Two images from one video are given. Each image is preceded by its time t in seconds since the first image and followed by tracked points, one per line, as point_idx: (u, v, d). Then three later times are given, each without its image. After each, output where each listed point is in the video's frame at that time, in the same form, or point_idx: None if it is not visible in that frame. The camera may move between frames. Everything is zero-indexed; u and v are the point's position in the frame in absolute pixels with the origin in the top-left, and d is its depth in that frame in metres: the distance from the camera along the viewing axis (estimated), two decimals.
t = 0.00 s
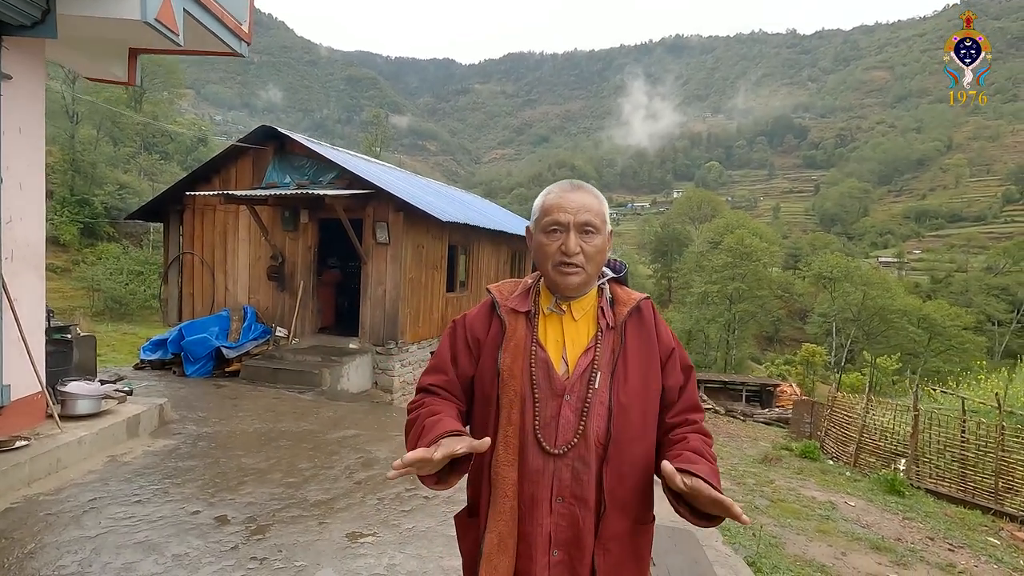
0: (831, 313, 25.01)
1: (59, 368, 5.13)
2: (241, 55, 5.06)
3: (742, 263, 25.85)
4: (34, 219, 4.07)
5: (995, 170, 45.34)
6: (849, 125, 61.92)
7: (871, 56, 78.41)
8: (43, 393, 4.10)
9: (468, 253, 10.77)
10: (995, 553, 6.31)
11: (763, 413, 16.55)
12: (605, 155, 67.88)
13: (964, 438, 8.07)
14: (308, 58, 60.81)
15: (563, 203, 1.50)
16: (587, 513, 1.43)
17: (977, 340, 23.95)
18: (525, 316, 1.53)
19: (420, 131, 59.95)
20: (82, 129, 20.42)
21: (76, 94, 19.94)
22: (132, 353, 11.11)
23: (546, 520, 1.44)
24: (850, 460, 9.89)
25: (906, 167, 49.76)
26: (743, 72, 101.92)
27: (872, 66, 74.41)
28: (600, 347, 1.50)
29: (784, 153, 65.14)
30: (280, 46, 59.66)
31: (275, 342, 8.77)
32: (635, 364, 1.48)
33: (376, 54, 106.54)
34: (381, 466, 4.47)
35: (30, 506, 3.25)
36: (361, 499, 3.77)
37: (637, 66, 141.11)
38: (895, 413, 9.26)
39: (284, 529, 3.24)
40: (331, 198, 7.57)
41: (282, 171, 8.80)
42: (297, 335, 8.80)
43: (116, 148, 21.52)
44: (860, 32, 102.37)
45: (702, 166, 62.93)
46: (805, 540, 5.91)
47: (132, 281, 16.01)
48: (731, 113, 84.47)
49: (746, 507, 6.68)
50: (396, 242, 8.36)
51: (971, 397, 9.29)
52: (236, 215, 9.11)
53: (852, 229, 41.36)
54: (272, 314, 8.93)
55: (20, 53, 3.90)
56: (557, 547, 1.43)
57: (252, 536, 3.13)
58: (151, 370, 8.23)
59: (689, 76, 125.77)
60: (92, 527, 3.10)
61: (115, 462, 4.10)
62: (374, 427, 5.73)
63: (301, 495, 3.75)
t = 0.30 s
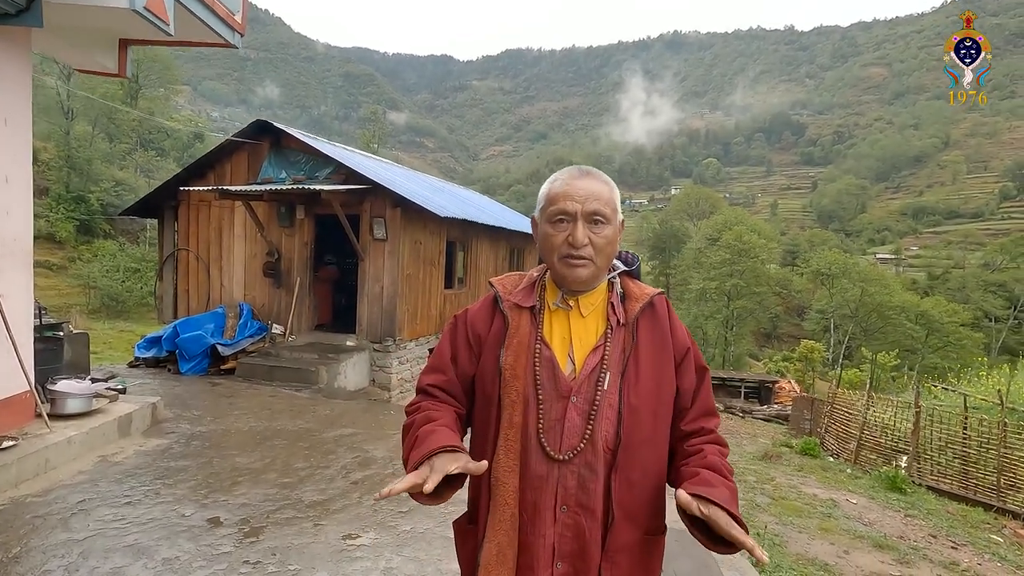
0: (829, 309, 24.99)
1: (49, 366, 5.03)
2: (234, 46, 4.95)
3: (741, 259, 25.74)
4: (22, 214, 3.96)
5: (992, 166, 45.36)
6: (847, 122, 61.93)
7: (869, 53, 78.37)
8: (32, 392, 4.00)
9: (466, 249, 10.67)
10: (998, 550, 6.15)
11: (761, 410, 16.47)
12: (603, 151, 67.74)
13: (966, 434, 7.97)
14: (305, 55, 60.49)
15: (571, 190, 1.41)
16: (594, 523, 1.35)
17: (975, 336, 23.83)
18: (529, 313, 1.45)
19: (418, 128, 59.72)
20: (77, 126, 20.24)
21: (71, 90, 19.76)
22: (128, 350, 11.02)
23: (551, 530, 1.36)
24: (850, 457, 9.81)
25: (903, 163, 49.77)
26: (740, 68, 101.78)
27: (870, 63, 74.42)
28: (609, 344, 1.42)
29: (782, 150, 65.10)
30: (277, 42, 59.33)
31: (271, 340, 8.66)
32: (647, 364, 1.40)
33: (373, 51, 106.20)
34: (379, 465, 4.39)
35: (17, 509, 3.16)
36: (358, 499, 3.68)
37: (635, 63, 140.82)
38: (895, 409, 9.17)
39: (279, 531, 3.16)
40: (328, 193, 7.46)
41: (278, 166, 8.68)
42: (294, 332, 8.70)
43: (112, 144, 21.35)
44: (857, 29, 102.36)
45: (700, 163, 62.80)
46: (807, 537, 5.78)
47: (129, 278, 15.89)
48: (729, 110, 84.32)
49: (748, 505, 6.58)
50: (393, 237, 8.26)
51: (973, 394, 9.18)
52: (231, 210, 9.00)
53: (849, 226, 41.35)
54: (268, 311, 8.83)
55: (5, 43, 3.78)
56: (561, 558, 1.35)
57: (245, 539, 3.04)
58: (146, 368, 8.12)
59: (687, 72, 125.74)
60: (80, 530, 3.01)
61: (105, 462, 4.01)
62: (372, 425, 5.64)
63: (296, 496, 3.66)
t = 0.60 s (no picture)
0: (827, 305, 24.94)
1: (41, 362, 4.96)
2: (228, 38, 4.88)
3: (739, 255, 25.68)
4: (10, 208, 3.89)
5: (989, 163, 45.31)
6: (844, 119, 61.94)
7: (867, 50, 78.35)
8: (22, 388, 3.92)
9: (464, 245, 10.63)
10: (998, 545, 6.09)
11: (760, 406, 16.43)
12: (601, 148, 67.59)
13: (965, 430, 7.90)
14: (302, 51, 60.19)
15: (577, 173, 1.35)
16: (598, 521, 1.30)
17: (972, 332, 23.79)
18: (530, 301, 1.39)
19: (415, 125, 59.51)
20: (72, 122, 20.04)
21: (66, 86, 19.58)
22: (124, 347, 10.93)
23: (553, 529, 1.31)
24: (849, 453, 9.77)
25: (901, 160, 49.77)
26: (738, 65, 101.67)
27: (867, 59, 74.39)
28: (615, 334, 1.36)
29: (779, 147, 65.05)
30: (274, 38, 59.03)
31: (268, 336, 8.59)
32: (655, 356, 1.35)
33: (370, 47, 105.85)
34: (375, 462, 4.33)
35: (6, 507, 3.10)
36: (354, 497, 3.63)
37: (633, 59, 140.67)
38: (895, 405, 9.12)
39: (273, 529, 3.10)
40: (324, 188, 7.37)
41: (274, 161, 8.60)
42: (290, 328, 8.64)
43: (108, 140, 21.18)
44: (855, 25, 102.27)
45: (698, 159, 62.71)
46: (807, 534, 5.70)
47: (125, 275, 15.79)
48: (726, 107, 84.23)
49: (748, 500, 6.51)
50: (391, 233, 8.19)
51: (972, 390, 9.12)
52: (226, 206, 8.91)
53: (847, 222, 41.32)
54: (264, 306, 8.76)
55: None
56: (563, 559, 1.30)
57: (238, 537, 2.99)
58: (141, 365, 8.05)
59: (685, 69, 125.60)
60: (70, 529, 2.94)
61: (97, 460, 3.95)
62: (369, 422, 5.58)
63: (291, 493, 3.61)
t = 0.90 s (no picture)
0: (824, 302, 24.92)
1: (35, 361, 4.92)
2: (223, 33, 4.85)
3: (736, 252, 25.67)
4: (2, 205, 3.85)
5: (986, 160, 45.36)
6: (842, 115, 61.97)
7: (865, 47, 78.35)
8: (15, 387, 3.90)
9: (462, 241, 10.61)
10: (995, 542, 6.08)
11: (757, 403, 16.46)
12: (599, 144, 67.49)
13: (962, 427, 7.88)
14: (299, 47, 60.00)
15: (571, 168, 1.33)
16: (594, 526, 1.28)
17: (968, 328, 23.79)
18: (524, 300, 1.38)
19: (413, 122, 59.36)
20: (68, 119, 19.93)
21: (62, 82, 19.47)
22: (120, 345, 10.89)
23: (548, 533, 1.30)
24: (846, 450, 9.78)
25: (898, 157, 49.82)
26: (736, 62, 101.58)
27: (865, 56, 74.41)
28: (610, 334, 1.34)
29: (777, 143, 65.07)
30: (271, 34, 58.81)
31: (265, 334, 8.55)
32: (651, 356, 1.33)
33: (368, 44, 105.57)
34: (372, 461, 4.31)
35: None
36: (351, 495, 3.61)
37: (631, 56, 140.65)
38: (892, 402, 9.11)
39: (268, 528, 3.08)
40: (320, 185, 7.33)
41: (270, 158, 8.56)
42: (287, 326, 8.60)
43: (104, 137, 21.08)
44: (853, 22, 102.34)
45: (696, 156, 62.68)
46: (804, 531, 5.68)
47: (122, 273, 15.75)
48: (724, 104, 84.23)
49: (745, 498, 6.49)
50: (387, 230, 8.16)
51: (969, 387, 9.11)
52: (222, 203, 8.86)
53: (844, 219, 41.38)
54: (261, 304, 8.72)
55: None
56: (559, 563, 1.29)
57: (233, 537, 2.97)
58: (137, 363, 8.03)
59: (683, 65, 125.58)
60: (63, 530, 2.92)
61: (92, 459, 3.92)
62: (365, 420, 5.57)
63: (287, 492, 3.59)
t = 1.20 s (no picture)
0: (822, 299, 24.95)
1: (31, 360, 4.91)
2: (220, 29, 4.82)
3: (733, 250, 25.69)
4: None
5: (983, 157, 45.48)
6: (840, 113, 62.05)
7: (863, 44, 78.43)
8: (11, 384, 3.88)
9: (461, 238, 10.60)
10: (992, 537, 6.09)
11: (755, 399, 16.46)
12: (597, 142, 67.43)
13: (959, 424, 7.90)
14: (297, 44, 59.82)
15: (568, 160, 1.32)
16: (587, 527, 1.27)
17: (966, 325, 23.82)
18: (522, 296, 1.38)
19: (411, 119, 59.25)
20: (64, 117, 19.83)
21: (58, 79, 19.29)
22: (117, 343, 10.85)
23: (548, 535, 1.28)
24: (844, 447, 9.78)
25: (896, 154, 49.93)
26: (734, 59, 101.69)
27: (863, 54, 74.49)
28: (610, 329, 1.33)
29: (775, 141, 65.12)
30: (268, 31, 58.63)
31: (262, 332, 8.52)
32: (649, 353, 1.32)
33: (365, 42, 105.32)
34: (370, 458, 4.31)
35: None
36: (349, 493, 3.60)
37: (629, 54, 140.45)
38: (889, 399, 9.12)
39: (266, 526, 3.07)
40: (317, 182, 7.30)
41: (267, 155, 8.53)
42: (284, 323, 8.58)
43: (100, 134, 20.98)
44: (851, 20, 102.47)
45: (694, 154, 62.66)
46: (802, 527, 5.69)
47: (118, 271, 15.70)
48: (722, 101, 84.29)
49: (744, 494, 6.48)
50: (385, 227, 8.13)
51: (966, 384, 9.12)
52: (219, 200, 8.83)
53: (842, 217, 41.45)
54: (259, 302, 8.70)
55: None
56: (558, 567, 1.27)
57: (231, 535, 2.96)
58: (134, 361, 7.99)
59: (681, 63, 125.59)
60: (60, 528, 2.90)
61: (88, 458, 3.90)
62: (363, 417, 5.55)
63: (285, 490, 3.58)
